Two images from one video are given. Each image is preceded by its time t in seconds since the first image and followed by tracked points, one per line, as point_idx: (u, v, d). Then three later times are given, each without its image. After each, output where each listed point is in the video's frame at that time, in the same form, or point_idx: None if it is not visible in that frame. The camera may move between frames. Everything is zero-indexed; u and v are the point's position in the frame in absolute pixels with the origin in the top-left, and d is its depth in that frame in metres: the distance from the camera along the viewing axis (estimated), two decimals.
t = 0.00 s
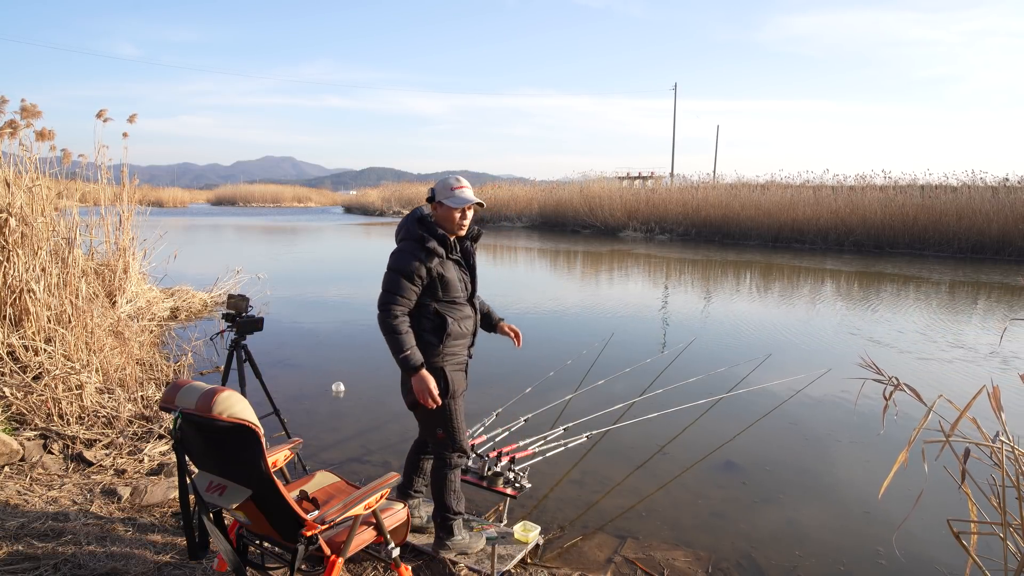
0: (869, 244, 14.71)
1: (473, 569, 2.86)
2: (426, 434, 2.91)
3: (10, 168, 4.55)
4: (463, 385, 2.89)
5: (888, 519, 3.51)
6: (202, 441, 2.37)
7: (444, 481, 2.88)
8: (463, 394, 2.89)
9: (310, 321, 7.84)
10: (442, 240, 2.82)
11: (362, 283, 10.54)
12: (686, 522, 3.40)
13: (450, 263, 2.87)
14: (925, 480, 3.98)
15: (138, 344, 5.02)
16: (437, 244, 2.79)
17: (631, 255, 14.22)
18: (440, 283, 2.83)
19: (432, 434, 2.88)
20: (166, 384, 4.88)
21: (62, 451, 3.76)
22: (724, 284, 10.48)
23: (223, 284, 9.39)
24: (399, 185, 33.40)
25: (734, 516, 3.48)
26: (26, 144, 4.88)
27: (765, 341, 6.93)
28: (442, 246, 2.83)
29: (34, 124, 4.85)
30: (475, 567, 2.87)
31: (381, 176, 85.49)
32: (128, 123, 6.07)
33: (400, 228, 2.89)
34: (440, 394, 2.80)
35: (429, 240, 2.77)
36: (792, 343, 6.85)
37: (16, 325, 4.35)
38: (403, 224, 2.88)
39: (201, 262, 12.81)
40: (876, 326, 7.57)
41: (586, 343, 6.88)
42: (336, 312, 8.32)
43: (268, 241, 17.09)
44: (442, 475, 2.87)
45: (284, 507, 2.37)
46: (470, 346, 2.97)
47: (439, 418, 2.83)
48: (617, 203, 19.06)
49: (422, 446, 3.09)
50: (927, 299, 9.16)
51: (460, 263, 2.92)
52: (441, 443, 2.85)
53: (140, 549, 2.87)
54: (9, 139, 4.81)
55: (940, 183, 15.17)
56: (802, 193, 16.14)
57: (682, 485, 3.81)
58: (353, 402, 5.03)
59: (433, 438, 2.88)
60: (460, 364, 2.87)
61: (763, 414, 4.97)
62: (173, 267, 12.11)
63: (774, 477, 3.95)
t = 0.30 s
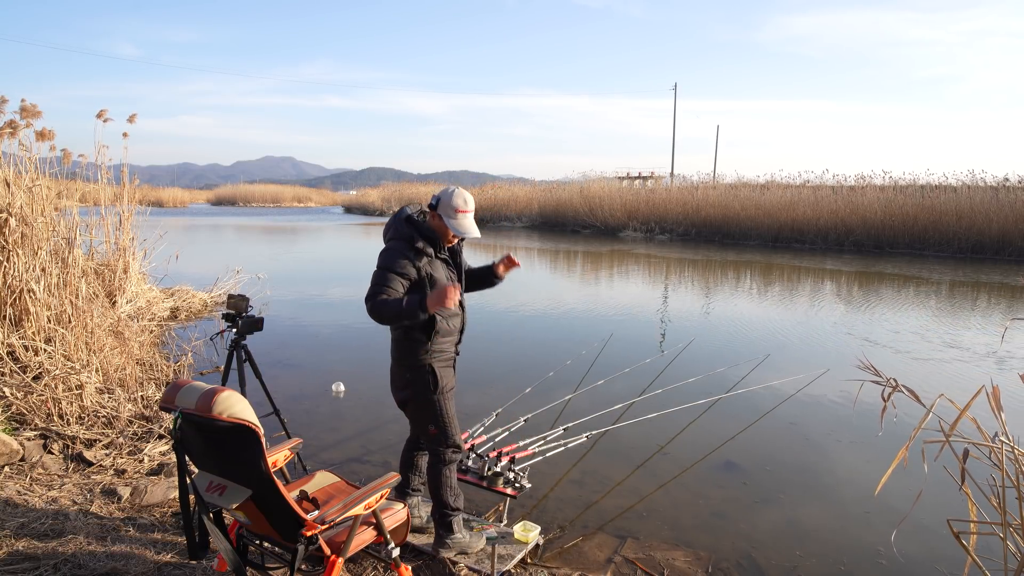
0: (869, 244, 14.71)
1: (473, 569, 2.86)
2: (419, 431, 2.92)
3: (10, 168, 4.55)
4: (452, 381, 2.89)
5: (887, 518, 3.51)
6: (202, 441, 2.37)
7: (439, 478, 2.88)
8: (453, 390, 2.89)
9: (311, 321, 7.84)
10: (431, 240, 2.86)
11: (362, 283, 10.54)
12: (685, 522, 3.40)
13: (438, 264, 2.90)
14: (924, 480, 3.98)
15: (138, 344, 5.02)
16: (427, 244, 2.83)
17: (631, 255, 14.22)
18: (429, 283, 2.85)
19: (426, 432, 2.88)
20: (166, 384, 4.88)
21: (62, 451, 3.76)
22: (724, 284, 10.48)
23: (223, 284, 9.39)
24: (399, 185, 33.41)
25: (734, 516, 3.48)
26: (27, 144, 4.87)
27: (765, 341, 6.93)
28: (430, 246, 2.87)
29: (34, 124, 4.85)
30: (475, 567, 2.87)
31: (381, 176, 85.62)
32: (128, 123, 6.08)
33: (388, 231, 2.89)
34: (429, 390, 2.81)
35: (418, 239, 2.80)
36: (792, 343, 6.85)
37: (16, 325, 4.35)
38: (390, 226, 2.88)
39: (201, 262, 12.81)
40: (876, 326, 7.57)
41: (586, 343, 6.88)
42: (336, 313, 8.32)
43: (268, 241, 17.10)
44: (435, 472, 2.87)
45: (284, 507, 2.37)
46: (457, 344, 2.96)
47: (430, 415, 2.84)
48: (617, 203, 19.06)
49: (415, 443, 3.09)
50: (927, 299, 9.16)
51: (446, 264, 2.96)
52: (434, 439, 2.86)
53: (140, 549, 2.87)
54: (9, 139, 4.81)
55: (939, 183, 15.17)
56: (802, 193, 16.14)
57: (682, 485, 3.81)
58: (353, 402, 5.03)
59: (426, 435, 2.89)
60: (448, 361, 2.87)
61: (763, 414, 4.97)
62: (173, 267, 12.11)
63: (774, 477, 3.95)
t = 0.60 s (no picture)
0: (869, 244, 14.71)
1: (473, 569, 2.86)
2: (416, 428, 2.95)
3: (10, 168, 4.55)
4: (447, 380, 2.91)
5: (887, 518, 3.51)
6: (202, 441, 2.37)
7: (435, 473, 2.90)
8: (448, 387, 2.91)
9: (310, 321, 7.84)
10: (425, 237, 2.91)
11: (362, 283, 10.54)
12: (686, 522, 3.40)
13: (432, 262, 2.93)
14: (924, 481, 3.98)
15: (138, 344, 5.02)
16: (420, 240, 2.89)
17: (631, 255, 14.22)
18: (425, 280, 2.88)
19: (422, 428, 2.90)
20: (166, 384, 4.88)
21: (62, 451, 3.76)
22: (724, 284, 10.48)
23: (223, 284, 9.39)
24: (399, 186, 33.43)
25: (734, 517, 3.48)
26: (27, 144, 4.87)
27: (765, 341, 6.93)
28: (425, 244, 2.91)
29: (34, 124, 4.84)
30: (475, 567, 2.87)
31: (381, 176, 85.66)
32: (128, 123, 6.08)
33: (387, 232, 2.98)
34: (422, 385, 2.82)
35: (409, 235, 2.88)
36: (792, 343, 6.85)
37: (16, 325, 4.35)
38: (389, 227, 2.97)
39: (201, 262, 12.81)
40: (876, 326, 7.57)
41: (586, 343, 6.88)
42: (336, 313, 8.32)
43: (268, 241, 17.09)
44: (430, 468, 2.90)
45: (284, 507, 2.37)
46: (448, 344, 2.95)
47: (427, 412, 2.86)
48: (617, 203, 19.06)
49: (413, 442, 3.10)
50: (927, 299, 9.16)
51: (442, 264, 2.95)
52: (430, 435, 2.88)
53: (140, 549, 2.87)
54: (9, 139, 4.81)
55: (939, 183, 15.17)
56: (802, 193, 16.14)
57: (682, 485, 3.81)
58: (353, 402, 5.03)
59: (424, 431, 2.92)
60: (441, 360, 2.91)
61: (762, 414, 4.97)
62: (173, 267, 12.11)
63: (774, 477, 3.96)
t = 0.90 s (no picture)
0: (869, 244, 14.71)
1: (473, 569, 2.86)
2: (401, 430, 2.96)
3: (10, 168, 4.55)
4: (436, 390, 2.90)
5: (886, 518, 3.52)
6: (202, 441, 2.37)
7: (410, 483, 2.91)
8: (436, 394, 2.90)
9: (311, 321, 7.84)
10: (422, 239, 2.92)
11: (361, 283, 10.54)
12: (685, 522, 3.40)
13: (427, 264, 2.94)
14: (923, 481, 3.98)
15: (138, 344, 5.02)
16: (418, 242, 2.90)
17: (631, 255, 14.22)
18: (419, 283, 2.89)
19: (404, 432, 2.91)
20: (166, 384, 4.88)
21: (62, 451, 3.76)
22: (723, 283, 10.48)
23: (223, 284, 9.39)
24: (399, 186, 33.45)
25: (734, 517, 3.48)
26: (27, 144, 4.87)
27: (764, 341, 6.93)
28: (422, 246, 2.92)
29: (34, 124, 4.85)
30: (475, 567, 2.86)
31: (381, 176, 85.69)
32: (128, 123, 6.08)
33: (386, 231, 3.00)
34: (408, 387, 2.83)
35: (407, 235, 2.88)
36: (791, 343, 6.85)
37: (16, 325, 4.35)
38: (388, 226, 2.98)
39: (201, 262, 12.81)
40: (875, 326, 7.57)
41: (586, 343, 6.87)
42: (336, 313, 8.33)
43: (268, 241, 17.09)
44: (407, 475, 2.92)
45: (284, 507, 2.37)
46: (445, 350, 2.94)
47: (410, 417, 2.86)
48: (617, 203, 19.06)
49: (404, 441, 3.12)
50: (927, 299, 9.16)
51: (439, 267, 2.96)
52: (409, 441, 2.89)
53: (140, 549, 2.87)
54: (9, 139, 4.81)
55: (939, 183, 15.17)
56: (802, 193, 16.14)
57: (682, 485, 3.81)
58: (353, 402, 5.04)
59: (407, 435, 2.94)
60: (435, 366, 2.90)
61: (762, 414, 4.97)
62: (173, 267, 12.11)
63: (774, 477, 3.96)
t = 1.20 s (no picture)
0: (869, 243, 14.72)
1: (472, 569, 2.86)
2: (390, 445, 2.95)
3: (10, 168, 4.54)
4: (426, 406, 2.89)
5: (886, 518, 3.52)
6: (202, 441, 2.37)
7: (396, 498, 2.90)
8: (425, 410, 2.89)
9: (310, 321, 7.85)
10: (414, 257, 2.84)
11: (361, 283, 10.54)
12: (685, 522, 3.40)
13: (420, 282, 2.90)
14: (923, 481, 3.98)
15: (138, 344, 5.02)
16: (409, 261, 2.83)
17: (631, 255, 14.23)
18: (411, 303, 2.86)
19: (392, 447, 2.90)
20: (165, 384, 4.89)
21: (62, 451, 3.76)
22: (723, 283, 10.49)
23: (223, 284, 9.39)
24: (399, 186, 33.48)
25: (734, 516, 3.48)
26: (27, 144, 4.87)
27: (764, 341, 6.94)
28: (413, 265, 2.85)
29: (34, 125, 4.84)
30: (475, 567, 2.86)
31: (380, 176, 85.77)
32: (128, 123, 6.09)
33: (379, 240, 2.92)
34: (397, 404, 2.82)
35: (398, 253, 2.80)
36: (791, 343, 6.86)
37: (16, 325, 4.35)
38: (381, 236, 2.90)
39: (201, 262, 12.82)
40: (875, 326, 7.58)
41: (586, 343, 6.88)
42: (335, 313, 8.33)
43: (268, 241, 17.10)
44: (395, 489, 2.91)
45: (284, 507, 2.37)
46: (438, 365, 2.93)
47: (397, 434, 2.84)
48: (617, 203, 19.07)
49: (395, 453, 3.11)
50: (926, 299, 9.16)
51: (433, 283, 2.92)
52: (396, 458, 2.87)
53: (140, 549, 2.87)
54: (9, 139, 4.80)
55: (939, 183, 15.17)
56: (802, 193, 16.14)
57: (682, 485, 3.81)
58: (353, 402, 5.04)
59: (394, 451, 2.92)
60: (427, 382, 2.89)
61: (762, 414, 4.97)
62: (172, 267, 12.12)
63: (774, 477, 3.96)
